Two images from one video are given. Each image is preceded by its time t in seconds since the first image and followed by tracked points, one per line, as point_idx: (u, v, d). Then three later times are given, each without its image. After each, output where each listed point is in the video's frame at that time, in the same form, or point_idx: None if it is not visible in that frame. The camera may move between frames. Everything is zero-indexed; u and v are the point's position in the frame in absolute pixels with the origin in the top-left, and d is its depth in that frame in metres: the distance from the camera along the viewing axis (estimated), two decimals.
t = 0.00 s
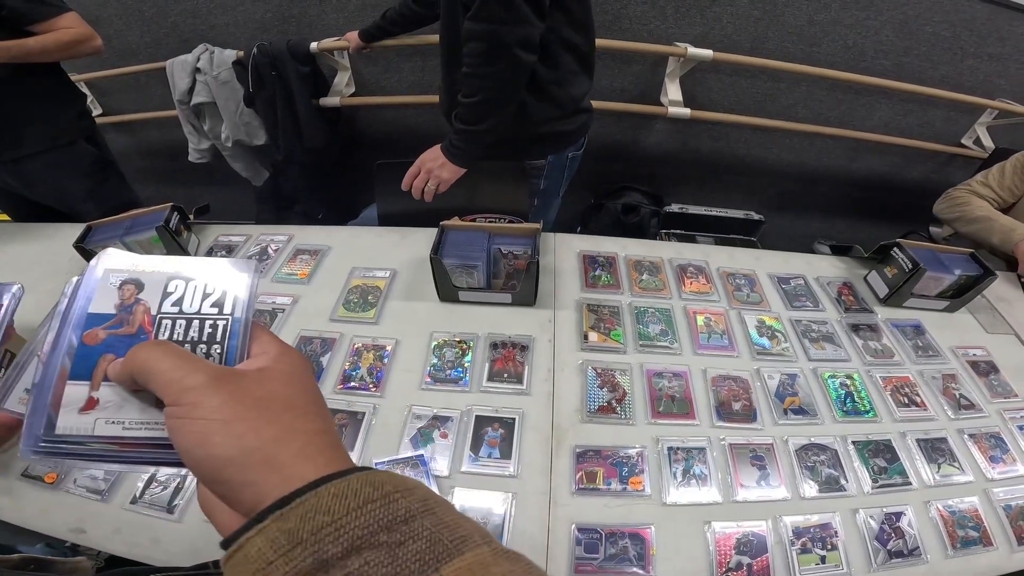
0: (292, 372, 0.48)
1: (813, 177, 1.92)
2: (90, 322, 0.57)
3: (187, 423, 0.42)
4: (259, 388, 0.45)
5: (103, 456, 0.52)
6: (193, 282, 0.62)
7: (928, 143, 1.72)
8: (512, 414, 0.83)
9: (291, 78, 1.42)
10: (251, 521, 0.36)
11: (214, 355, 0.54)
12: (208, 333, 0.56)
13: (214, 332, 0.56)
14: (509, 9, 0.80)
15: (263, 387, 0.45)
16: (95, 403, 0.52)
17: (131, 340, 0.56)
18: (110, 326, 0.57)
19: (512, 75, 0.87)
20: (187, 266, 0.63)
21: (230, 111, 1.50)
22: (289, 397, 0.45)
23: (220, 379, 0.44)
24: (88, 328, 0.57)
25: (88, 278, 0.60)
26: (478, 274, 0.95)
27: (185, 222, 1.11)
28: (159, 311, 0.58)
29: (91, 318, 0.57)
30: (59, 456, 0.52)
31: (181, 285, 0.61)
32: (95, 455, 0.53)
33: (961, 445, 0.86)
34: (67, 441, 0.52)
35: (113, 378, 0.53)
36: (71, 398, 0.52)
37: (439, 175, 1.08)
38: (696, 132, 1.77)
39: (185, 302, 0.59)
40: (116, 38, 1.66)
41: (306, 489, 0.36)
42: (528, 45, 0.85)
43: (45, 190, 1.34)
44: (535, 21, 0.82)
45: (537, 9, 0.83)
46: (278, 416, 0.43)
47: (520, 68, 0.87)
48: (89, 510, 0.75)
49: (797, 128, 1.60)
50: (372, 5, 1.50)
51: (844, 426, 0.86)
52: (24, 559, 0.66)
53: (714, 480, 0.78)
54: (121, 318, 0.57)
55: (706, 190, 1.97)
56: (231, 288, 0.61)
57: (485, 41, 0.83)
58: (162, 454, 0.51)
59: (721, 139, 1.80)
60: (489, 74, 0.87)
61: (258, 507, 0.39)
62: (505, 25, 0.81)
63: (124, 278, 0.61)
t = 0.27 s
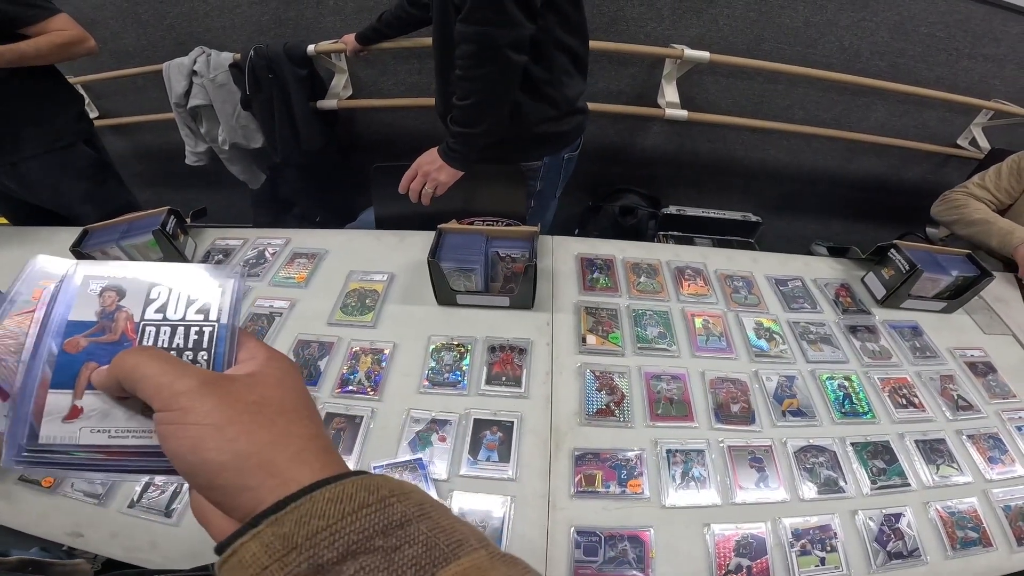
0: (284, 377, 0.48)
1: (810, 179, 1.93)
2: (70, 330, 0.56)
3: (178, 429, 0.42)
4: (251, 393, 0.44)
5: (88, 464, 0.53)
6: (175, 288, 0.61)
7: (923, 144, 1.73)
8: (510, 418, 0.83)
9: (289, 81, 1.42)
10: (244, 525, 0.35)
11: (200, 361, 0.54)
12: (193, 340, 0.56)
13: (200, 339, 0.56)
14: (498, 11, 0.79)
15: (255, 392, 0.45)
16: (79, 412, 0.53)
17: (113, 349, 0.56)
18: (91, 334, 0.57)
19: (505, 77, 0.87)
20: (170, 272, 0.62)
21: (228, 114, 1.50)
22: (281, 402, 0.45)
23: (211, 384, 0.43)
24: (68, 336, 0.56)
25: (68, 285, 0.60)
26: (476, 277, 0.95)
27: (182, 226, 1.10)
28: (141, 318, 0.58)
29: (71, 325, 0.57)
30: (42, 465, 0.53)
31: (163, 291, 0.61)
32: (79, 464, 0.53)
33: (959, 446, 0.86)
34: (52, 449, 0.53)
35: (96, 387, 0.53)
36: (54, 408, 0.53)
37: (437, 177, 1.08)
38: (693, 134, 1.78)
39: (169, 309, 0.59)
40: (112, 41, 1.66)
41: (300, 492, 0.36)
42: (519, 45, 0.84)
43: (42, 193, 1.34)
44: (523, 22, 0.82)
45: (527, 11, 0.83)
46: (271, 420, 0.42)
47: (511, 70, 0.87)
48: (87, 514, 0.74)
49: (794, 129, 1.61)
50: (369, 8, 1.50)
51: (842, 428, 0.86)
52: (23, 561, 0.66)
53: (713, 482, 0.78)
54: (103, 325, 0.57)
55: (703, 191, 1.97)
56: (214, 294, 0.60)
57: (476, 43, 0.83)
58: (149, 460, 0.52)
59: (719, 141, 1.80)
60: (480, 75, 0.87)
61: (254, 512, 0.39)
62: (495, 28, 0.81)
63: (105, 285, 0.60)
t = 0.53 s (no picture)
0: (274, 383, 0.48)
1: (809, 179, 1.93)
2: (55, 346, 0.57)
3: (168, 437, 0.42)
4: (241, 400, 0.44)
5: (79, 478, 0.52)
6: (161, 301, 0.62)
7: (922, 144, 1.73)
8: (511, 419, 0.83)
9: (288, 82, 1.42)
10: (241, 531, 0.35)
11: (188, 371, 0.54)
12: (179, 351, 0.56)
13: (185, 349, 0.56)
14: (491, 12, 0.79)
15: (244, 399, 0.44)
16: (67, 425, 0.53)
17: (99, 361, 0.57)
18: (76, 348, 0.58)
19: (500, 77, 0.87)
20: (155, 286, 0.63)
21: (227, 115, 1.50)
22: (271, 408, 0.45)
23: (200, 391, 0.43)
24: (53, 352, 0.57)
25: (52, 303, 0.61)
26: (476, 279, 0.95)
27: (182, 228, 1.10)
28: (126, 332, 0.59)
29: (56, 342, 0.58)
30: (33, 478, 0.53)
31: (148, 305, 0.61)
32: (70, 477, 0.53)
33: (960, 446, 0.86)
34: (42, 463, 0.53)
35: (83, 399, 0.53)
36: (42, 421, 0.53)
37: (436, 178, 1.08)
38: (693, 135, 1.78)
39: (153, 322, 0.60)
40: (111, 42, 1.66)
41: (298, 496, 0.36)
42: (513, 46, 0.84)
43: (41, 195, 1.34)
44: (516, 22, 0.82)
45: (521, 11, 0.83)
46: (261, 426, 0.42)
47: (506, 70, 0.87)
48: (87, 515, 0.74)
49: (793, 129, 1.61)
50: (368, 9, 1.50)
51: (843, 428, 0.86)
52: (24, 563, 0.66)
53: (714, 483, 0.78)
54: (87, 340, 0.58)
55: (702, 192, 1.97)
56: (199, 306, 0.61)
57: (470, 45, 0.83)
58: (139, 471, 0.52)
59: (718, 141, 1.80)
60: (476, 76, 0.87)
61: (249, 518, 0.39)
62: (488, 28, 0.81)
63: (89, 301, 0.61)
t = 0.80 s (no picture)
0: (274, 383, 0.48)
1: (811, 179, 1.93)
2: (63, 355, 0.58)
3: (169, 438, 0.42)
4: (241, 401, 0.45)
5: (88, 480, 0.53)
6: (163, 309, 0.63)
7: (924, 144, 1.73)
8: (513, 418, 0.83)
9: (289, 82, 1.42)
10: (244, 530, 0.35)
11: (192, 375, 0.54)
12: (182, 357, 0.57)
13: (187, 354, 0.57)
14: (492, 11, 0.79)
15: (244, 400, 0.45)
16: (77, 431, 0.54)
17: (106, 369, 0.57)
18: (83, 357, 0.58)
19: (502, 77, 0.87)
20: (156, 294, 0.64)
21: (228, 115, 1.50)
22: (270, 407, 0.45)
23: (200, 392, 0.43)
24: (61, 361, 0.58)
25: (57, 314, 0.61)
26: (478, 278, 0.95)
27: (184, 227, 1.10)
28: (131, 340, 0.59)
29: (63, 351, 0.58)
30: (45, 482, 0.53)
31: (151, 313, 0.62)
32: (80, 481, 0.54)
33: (963, 447, 0.86)
34: (52, 469, 0.53)
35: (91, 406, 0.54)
36: (52, 428, 0.54)
37: (438, 177, 1.08)
38: (694, 135, 1.78)
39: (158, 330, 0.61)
40: (112, 41, 1.66)
41: (301, 496, 0.36)
42: (514, 46, 0.84)
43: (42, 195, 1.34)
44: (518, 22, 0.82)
45: (523, 11, 0.83)
46: (260, 426, 0.42)
47: (507, 70, 0.86)
48: (88, 515, 0.74)
49: (795, 129, 1.61)
50: (370, 9, 1.50)
51: (845, 428, 0.86)
52: (26, 561, 0.66)
53: (716, 482, 0.78)
54: (94, 349, 0.59)
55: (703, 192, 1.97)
56: (204, 311, 0.61)
57: (470, 44, 0.83)
58: (147, 474, 0.53)
59: (719, 141, 1.80)
60: (477, 76, 0.87)
61: (250, 517, 0.39)
62: (489, 28, 0.81)
63: (94, 310, 0.62)
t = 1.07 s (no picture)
0: (309, 376, 0.49)
1: (812, 179, 1.93)
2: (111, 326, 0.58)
3: (209, 422, 0.42)
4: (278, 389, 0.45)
5: (113, 457, 0.53)
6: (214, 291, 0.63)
7: (925, 143, 1.73)
8: (514, 417, 0.83)
9: (290, 81, 1.42)
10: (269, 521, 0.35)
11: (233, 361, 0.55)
12: (226, 340, 0.57)
13: (231, 339, 0.57)
14: (495, 11, 0.79)
15: (282, 389, 0.45)
16: (110, 404, 0.53)
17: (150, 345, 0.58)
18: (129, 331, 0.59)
19: (504, 78, 0.87)
20: (208, 275, 0.64)
21: (229, 115, 1.50)
22: (306, 399, 0.45)
23: (241, 378, 0.44)
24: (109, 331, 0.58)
25: (107, 285, 0.62)
26: (479, 278, 0.95)
27: (186, 226, 1.11)
28: (179, 318, 0.60)
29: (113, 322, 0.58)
30: (66, 457, 0.52)
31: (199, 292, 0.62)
32: (102, 458, 0.53)
33: (964, 446, 0.86)
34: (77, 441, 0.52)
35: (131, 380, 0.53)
36: (83, 399, 0.53)
37: (439, 176, 1.08)
38: (695, 134, 1.78)
39: (206, 309, 0.61)
40: (114, 41, 1.66)
41: (326, 488, 0.36)
42: (517, 46, 0.85)
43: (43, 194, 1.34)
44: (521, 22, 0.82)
45: (525, 11, 0.83)
46: (298, 416, 0.43)
47: (509, 70, 0.87)
48: (90, 513, 0.74)
49: (795, 129, 1.60)
50: (371, 8, 1.51)
51: (845, 427, 0.86)
52: (28, 559, 0.66)
53: (717, 482, 0.78)
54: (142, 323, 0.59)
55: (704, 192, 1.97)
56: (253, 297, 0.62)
57: (474, 44, 0.83)
58: (178, 455, 0.52)
59: (720, 141, 1.80)
60: (480, 76, 0.87)
61: (278, 507, 0.39)
62: (492, 28, 0.81)
63: (146, 285, 0.62)
